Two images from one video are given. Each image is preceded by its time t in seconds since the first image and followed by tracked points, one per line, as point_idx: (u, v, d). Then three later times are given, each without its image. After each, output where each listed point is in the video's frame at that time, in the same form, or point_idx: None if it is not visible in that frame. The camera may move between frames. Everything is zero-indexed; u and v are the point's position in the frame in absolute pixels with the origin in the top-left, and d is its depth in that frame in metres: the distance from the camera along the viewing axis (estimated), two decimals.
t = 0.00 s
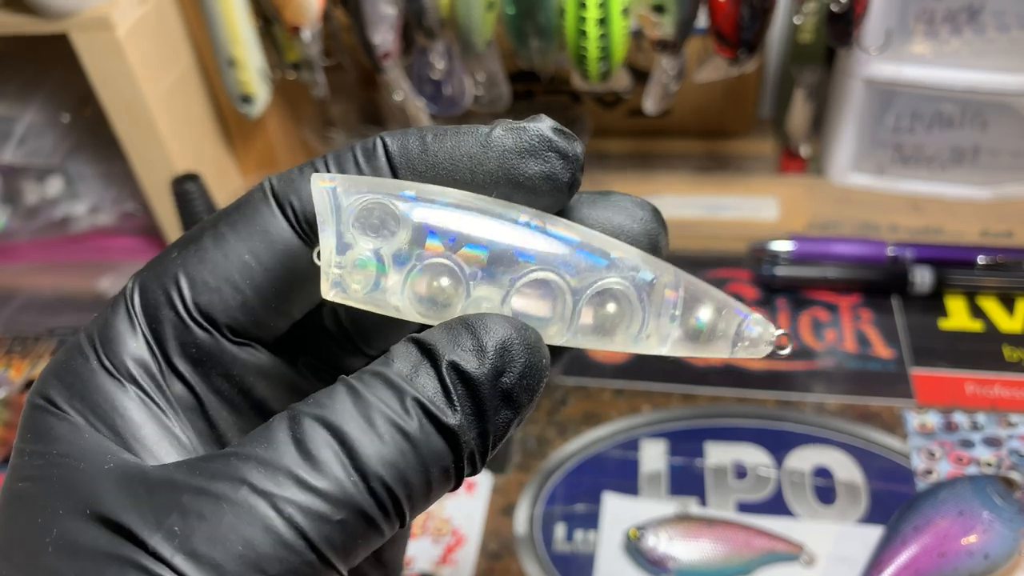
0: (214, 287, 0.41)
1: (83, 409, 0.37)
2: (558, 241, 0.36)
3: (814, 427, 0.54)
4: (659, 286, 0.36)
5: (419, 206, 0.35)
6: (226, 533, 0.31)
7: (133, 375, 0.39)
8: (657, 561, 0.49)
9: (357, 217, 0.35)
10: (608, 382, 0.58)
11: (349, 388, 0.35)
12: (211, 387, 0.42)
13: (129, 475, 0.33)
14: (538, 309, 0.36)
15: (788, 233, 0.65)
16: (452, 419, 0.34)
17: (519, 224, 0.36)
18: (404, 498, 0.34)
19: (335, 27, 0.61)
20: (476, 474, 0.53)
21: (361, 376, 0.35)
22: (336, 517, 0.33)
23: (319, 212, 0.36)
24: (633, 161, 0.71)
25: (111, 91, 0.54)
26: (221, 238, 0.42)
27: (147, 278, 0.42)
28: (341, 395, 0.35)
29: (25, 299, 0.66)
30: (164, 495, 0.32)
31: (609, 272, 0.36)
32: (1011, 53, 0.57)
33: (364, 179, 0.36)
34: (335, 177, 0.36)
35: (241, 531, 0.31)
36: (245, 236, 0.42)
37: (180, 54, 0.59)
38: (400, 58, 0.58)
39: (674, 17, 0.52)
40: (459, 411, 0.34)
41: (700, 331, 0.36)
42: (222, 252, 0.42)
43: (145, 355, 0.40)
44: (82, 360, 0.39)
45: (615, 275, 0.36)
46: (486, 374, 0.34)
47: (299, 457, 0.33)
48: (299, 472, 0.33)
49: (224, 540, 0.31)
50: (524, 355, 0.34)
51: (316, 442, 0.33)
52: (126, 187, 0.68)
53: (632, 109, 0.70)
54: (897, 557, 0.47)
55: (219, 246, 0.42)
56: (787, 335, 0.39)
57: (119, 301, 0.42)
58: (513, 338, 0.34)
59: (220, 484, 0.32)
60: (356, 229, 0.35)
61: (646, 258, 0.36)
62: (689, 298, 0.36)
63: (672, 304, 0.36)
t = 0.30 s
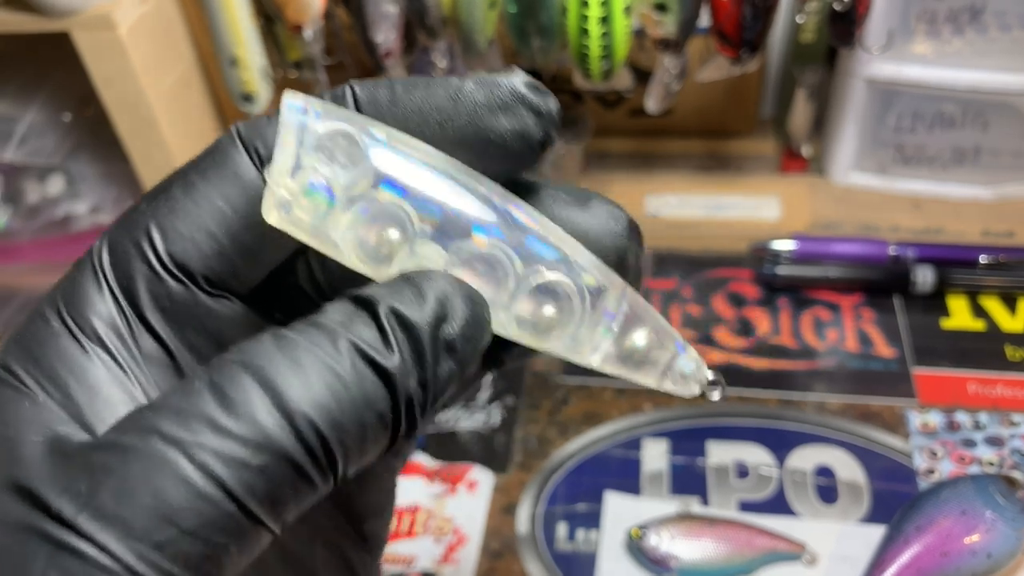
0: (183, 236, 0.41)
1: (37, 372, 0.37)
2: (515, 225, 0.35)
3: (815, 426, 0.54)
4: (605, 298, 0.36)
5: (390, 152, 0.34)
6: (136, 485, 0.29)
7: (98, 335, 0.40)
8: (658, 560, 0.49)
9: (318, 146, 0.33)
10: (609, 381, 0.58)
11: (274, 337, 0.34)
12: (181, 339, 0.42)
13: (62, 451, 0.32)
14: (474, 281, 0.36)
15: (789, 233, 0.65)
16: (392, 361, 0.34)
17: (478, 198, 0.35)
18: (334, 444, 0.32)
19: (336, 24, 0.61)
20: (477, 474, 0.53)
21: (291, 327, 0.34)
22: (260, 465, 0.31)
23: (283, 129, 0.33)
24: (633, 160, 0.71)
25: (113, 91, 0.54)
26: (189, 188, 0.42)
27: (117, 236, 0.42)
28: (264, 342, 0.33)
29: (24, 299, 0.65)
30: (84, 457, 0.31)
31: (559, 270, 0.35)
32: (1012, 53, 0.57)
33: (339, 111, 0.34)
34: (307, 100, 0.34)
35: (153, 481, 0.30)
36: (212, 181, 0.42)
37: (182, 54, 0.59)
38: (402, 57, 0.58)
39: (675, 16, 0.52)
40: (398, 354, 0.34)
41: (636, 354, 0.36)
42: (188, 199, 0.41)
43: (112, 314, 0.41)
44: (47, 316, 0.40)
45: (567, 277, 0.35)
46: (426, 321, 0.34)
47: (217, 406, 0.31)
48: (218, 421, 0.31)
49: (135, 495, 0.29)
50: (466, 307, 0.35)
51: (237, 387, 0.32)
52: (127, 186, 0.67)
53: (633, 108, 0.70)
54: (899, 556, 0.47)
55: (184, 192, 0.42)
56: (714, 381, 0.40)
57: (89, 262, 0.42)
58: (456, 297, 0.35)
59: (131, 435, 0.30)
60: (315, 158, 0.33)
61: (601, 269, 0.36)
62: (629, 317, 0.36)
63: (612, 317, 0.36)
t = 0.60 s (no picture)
0: (180, 220, 0.44)
1: (41, 349, 0.38)
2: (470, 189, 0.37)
3: (817, 425, 0.54)
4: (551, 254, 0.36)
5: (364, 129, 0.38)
6: (133, 432, 0.30)
7: (98, 311, 0.40)
8: (660, 558, 0.49)
9: (302, 126, 0.37)
10: (611, 379, 0.58)
11: (256, 304, 0.35)
12: (183, 321, 0.43)
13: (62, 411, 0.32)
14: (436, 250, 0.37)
15: (790, 232, 0.65)
16: (360, 322, 0.34)
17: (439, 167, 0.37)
18: (317, 395, 0.33)
19: (338, 25, 0.61)
20: (479, 472, 0.53)
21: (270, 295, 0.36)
22: (246, 413, 0.32)
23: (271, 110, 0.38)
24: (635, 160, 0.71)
25: (116, 90, 0.55)
26: (184, 185, 0.45)
27: (116, 233, 0.44)
28: (247, 309, 0.34)
29: (28, 297, 0.66)
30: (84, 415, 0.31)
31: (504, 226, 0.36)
32: (1013, 53, 0.57)
33: (325, 99, 0.38)
34: (292, 91, 0.38)
35: (148, 429, 0.30)
36: (202, 177, 0.45)
37: (185, 54, 0.59)
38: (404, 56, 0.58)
39: (678, 15, 0.52)
40: (368, 317, 0.35)
41: (587, 320, 0.35)
42: (179, 191, 0.45)
43: (111, 294, 0.41)
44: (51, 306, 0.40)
45: (515, 241, 0.36)
46: (386, 286, 0.34)
47: (205, 361, 0.32)
48: (208, 375, 0.32)
49: (133, 441, 0.30)
50: (421, 270, 0.35)
51: (225, 345, 0.33)
52: (129, 184, 0.67)
53: (634, 108, 0.70)
54: (901, 553, 0.47)
55: (174, 186, 0.45)
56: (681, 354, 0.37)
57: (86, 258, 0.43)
58: (411, 260, 0.35)
59: (125, 390, 0.31)
60: (301, 140, 0.37)
61: (555, 237, 0.36)
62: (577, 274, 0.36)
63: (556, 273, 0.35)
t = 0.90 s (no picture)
0: (147, 204, 0.43)
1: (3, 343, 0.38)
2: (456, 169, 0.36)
3: (819, 425, 0.54)
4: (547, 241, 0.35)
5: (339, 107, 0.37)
6: (102, 442, 0.30)
7: (60, 303, 0.40)
8: (661, 558, 0.49)
9: (275, 109, 0.37)
10: (612, 380, 0.58)
11: (232, 299, 0.34)
12: (151, 310, 0.42)
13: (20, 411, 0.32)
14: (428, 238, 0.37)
15: (792, 232, 0.65)
16: (344, 318, 0.34)
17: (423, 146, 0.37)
18: (297, 397, 0.33)
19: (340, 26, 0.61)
20: (481, 473, 0.54)
21: (249, 290, 0.35)
22: (223, 418, 0.32)
23: (241, 91, 0.37)
24: (636, 160, 0.71)
25: (119, 91, 0.55)
26: (154, 166, 0.44)
27: (83, 216, 0.43)
28: (223, 303, 0.34)
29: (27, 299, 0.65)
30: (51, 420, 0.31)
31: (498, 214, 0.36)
32: (1015, 53, 0.57)
33: (297, 76, 0.37)
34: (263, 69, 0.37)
35: (118, 438, 0.30)
36: (171, 156, 0.44)
37: (187, 56, 0.60)
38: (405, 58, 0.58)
39: (679, 16, 0.52)
40: (354, 311, 0.34)
41: (588, 307, 0.36)
42: (148, 172, 0.44)
43: (75, 284, 0.41)
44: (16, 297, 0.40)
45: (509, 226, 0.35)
46: (375, 279, 0.34)
47: (179, 363, 0.32)
48: (181, 378, 0.32)
49: (101, 452, 0.30)
50: (405, 263, 0.35)
51: (200, 346, 0.32)
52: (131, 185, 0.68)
53: (635, 108, 0.70)
54: (902, 554, 0.47)
55: (143, 167, 0.44)
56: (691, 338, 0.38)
57: (54, 244, 0.43)
58: (400, 249, 0.35)
59: (95, 394, 0.31)
60: (274, 121, 0.36)
61: (549, 219, 0.36)
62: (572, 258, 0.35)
63: (554, 257, 0.35)
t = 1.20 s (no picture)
0: (144, 216, 0.42)
1: (12, 369, 0.36)
2: (480, 188, 0.36)
3: (822, 426, 0.54)
4: (572, 256, 0.36)
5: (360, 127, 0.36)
6: (179, 482, 0.30)
7: (67, 323, 0.39)
8: (664, 560, 0.49)
9: (292, 122, 0.36)
10: (614, 381, 0.58)
11: (282, 324, 0.34)
12: (154, 326, 0.42)
13: (64, 446, 0.32)
14: (444, 248, 0.37)
15: (794, 233, 0.65)
16: (396, 340, 0.34)
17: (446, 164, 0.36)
18: (357, 423, 0.33)
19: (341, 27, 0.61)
20: (483, 474, 0.53)
21: (294, 314, 0.35)
22: (295, 452, 0.32)
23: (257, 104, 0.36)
24: (639, 160, 0.71)
25: (120, 92, 0.55)
26: (145, 175, 0.43)
27: (69, 227, 0.41)
28: (275, 329, 0.34)
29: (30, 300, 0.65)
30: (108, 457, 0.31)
31: (521, 231, 0.36)
32: (1017, 53, 0.57)
33: (309, 88, 0.37)
34: (276, 83, 0.37)
35: (195, 478, 0.30)
36: (162, 164, 0.43)
37: (189, 56, 0.60)
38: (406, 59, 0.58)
39: (681, 17, 0.52)
40: (402, 333, 0.34)
41: (603, 315, 0.36)
42: (139, 181, 0.43)
43: (76, 302, 0.40)
44: (12, 316, 0.38)
45: (523, 236, 0.36)
46: (419, 300, 0.34)
47: (241, 395, 0.32)
48: (245, 411, 0.31)
49: (177, 490, 0.30)
50: (451, 284, 0.35)
51: (259, 377, 0.32)
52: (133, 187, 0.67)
53: (637, 109, 0.70)
54: (905, 555, 0.47)
55: (133, 175, 0.43)
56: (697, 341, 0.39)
57: (41, 256, 0.41)
58: (438, 270, 0.35)
59: (163, 434, 0.31)
60: (290, 134, 0.36)
61: (566, 230, 0.37)
62: (596, 272, 0.36)
63: (579, 270, 0.36)
